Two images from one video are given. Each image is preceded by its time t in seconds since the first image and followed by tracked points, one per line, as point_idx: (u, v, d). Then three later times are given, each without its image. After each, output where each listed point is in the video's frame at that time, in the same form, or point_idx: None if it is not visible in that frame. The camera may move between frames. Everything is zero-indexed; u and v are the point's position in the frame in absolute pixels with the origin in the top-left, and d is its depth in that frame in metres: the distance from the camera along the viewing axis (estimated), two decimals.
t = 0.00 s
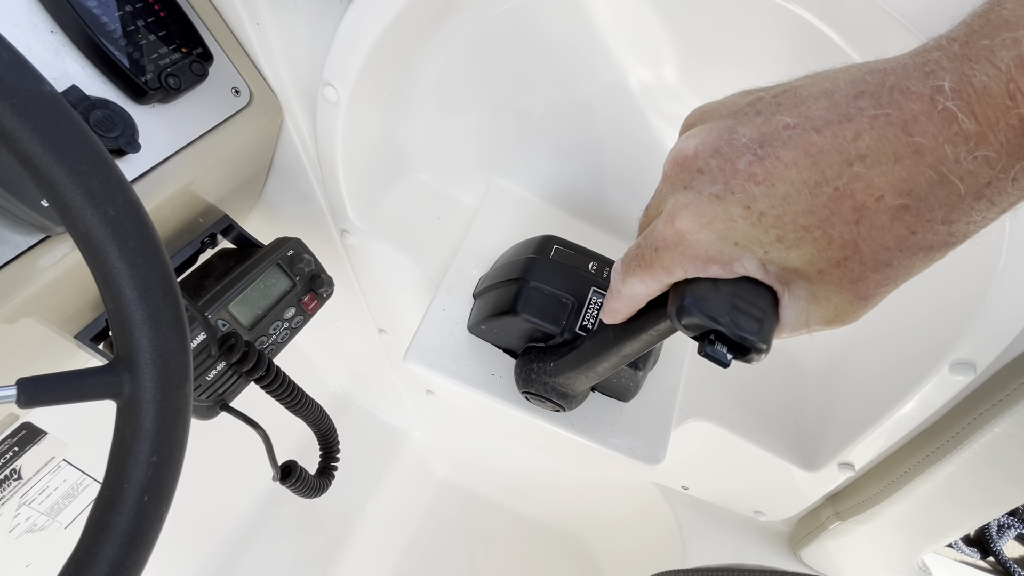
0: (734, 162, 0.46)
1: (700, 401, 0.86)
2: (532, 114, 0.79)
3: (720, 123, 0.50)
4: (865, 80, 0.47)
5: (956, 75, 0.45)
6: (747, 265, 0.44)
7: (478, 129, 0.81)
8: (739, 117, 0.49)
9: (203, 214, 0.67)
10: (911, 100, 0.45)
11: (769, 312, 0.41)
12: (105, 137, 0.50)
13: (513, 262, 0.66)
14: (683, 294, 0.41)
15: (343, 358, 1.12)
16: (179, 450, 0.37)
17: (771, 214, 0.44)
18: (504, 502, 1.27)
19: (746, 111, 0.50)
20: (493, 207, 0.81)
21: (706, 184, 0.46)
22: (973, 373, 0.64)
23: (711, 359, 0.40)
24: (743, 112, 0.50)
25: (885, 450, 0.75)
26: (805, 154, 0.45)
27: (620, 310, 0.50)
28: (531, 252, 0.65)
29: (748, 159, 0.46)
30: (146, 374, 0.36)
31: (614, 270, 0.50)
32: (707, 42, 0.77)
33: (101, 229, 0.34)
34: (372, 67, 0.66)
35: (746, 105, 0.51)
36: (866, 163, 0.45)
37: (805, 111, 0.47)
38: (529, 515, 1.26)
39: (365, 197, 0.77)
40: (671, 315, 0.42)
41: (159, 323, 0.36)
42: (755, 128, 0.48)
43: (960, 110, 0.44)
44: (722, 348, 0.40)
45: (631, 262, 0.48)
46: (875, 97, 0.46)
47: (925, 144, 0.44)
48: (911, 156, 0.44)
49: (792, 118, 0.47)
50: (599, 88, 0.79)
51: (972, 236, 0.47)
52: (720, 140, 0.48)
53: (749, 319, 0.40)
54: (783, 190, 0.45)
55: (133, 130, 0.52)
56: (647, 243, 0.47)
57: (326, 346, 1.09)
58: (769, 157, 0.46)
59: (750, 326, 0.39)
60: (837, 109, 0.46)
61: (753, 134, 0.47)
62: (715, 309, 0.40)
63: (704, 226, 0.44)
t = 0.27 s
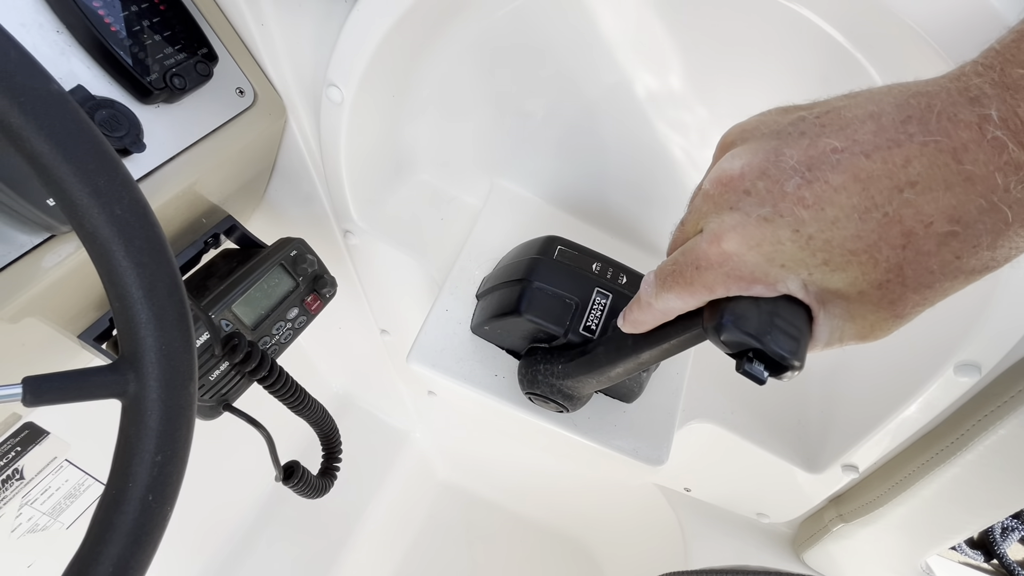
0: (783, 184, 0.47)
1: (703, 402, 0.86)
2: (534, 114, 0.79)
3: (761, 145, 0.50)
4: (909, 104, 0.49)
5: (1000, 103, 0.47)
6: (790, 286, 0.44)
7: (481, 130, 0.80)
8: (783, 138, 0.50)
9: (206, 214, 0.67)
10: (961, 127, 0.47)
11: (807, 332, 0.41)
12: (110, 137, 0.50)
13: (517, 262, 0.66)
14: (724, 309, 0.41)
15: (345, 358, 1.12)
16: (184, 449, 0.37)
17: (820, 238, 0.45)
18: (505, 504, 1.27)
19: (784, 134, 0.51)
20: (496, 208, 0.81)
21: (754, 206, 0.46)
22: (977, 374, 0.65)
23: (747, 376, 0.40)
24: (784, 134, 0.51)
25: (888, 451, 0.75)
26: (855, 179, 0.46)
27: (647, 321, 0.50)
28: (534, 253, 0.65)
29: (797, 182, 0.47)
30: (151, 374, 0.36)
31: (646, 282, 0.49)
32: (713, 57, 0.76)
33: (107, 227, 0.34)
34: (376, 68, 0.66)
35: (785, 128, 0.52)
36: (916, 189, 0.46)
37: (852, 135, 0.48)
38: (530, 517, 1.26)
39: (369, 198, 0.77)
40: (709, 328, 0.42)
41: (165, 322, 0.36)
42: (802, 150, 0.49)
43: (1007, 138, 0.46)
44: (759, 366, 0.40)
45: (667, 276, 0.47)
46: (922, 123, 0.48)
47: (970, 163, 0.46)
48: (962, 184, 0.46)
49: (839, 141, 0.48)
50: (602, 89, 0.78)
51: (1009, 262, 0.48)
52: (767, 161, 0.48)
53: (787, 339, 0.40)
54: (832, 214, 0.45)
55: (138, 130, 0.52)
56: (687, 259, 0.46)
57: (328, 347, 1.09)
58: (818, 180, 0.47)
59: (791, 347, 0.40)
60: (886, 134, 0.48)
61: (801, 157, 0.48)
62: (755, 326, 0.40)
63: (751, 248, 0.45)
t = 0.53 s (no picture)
0: (810, 237, 0.45)
1: (698, 404, 0.86)
2: (532, 119, 0.78)
3: (781, 191, 0.48)
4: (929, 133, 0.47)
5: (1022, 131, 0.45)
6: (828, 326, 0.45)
7: (476, 133, 0.80)
8: (804, 185, 0.47)
9: (202, 217, 0.68)
10: (984, 161, 0.45)
11: (834, 370, 0.44)
12: (105, 141, 0.50)
13: (512, 265, 0.66)
14: (765, 346, 0.44)
15: (342, 360, 1.12)
16: (175, 453, 0.38)
17: (855, 284, 0.44)
18: (503, 505, 1.27)
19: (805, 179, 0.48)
20: (492, 211, 0.81)
21: (785, 260, 0.44)
22: (970, 378, 0.65)
23: (780, 410, 0.43)
24: (806, 179, 0.48)
25: (883, 456, 0.76)
26: (882, 223, 0.45)
27: (669, 349, 0.50)
28: (529, 256, 0.65)
29: (824, 232, 0.45)
30: (143, 378, 0.36)
31: (674, 315, 0.50)
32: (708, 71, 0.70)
33: (98, 232, 0.35)
34: (372, 71, 0.66)
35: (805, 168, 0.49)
36: (947, 228, 0.44)
37: (874, 176, 0.46)
38: (527, 518, 1.26)
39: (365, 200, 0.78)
40: (748, 363, 0.44)
41: (156, 326, 0.36)
42: (825, 197, 0.46)
43: None
44: (792, 403, 0.43)
45: (701, 315, 0.47)
46: (945, 160, 0.45)
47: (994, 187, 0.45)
48: (991, 218, 0.44)
49: (861, 185, 0.46)
50: (598, 92, 0.75)
51: None
52: (791, 215, 0.46)
53: (823, 378, 0.43)
54: (864, 262, 0.44)
55: (132, 133, 0.52)
56: (722, 302, 0.46)
57: (325, 348, 1.09)
58: (845, 229, 0.45)
59: (823, 385, 0.42)
60: (908, 173, 0.46)
61: (825, 206, 0.46)
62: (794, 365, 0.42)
63: (788, 301, 0.44)
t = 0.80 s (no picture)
0: (862, 293, 0.45)
1: (701, 402, 0.86)
2: (535, 117, 0.78)
3: (829, 248, 0.47)
4: (963, 175, 0.47)
5: None
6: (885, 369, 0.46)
7: (480, 131, 0.80)
8: (846, 242, 0.47)
9: (206, 214, 0.68)
10: None
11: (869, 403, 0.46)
12: (111, 137, 0.50)
13: (516, 263, 0.66)
14: (827, 385, 0.45)
15: (345, 358, 1.12)
16: (182, 448, 0.38)
17: (912, 334, 0.44)
18: (505, 504, 1.27)
19: (845, 224, 0.48)
20: (496, 209, 0.81)
21: (840, 319, 0.44)
22: (975, 376, 0.65)
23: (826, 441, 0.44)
24: (850, 231, 0.48)
25: (886, 454, 0.76)
26: (935, 275, 0.45)
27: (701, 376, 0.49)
28: (533, 254, 0.65)
29: (875, 288, 0.45)
30: (150, 373, 0.36)
31: (719, 348, 0.47)
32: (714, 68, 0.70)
33: (105, 227, 0.35)
34: (376, 69, 0.67)
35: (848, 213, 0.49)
36: (1001, 273, 0.44)
37: (914, 227, 0.47)
38: (529, 516, 1.26)
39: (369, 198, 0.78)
40: (806, 395, 0.45)
41: (163, 322, 0.36)
42: (870, 252, 0.47)
43: None
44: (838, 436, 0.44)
45: (757, 358, 0.46)
46: (985, 205, 0.45)
47: (998, 190, 0.46)
48: None
49: (903, 238, 0.46)
50: (602, 90, 0.74)
51: None
52: (840, 275, 0.46)
53: (872, 413, 0.45)
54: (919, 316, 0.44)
55: (138, 130, 0.52)
56: (776, 348, 0.46)
57: (328, 347, 1.09)
58: (896, 284, 0.45)
59: (868, 423, 0.44)
60: (948, 223, 0.46)
61: (871, 261, 0.46)
62: (855, 403, 0.44)
63: (850, 356, 0.45)
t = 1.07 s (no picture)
0: (868, 287, 0.44)
1: (706, 403, 0.85)
2: (541, 115, 0.77)
3: (836, 242, 0.46)
4: (973, 167, 0.46)
5: None
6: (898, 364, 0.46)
7: (485, 130, 0.80)
8: (852, 235, 0.46)
9: (208, 213, 0.67)
10: None
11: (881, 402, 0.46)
12: (113, 133, 0.49)
13: (521, 262, 0.65)
14: (839, 384, 0.44)
15: (347, 358, 1.12)
16: (185, 448, 0.37)
17: (920, 327, 0.44)
18: (507, 504, 1.26)
19: (857, 220, 0.47)
20: (500, 208, 0.81)
21: (847, 312, 0.44)
22: (986, 377, 0.64)
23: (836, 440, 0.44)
24: (857, 225, 0.47)
25: (892, 455, 0.76)
26: (941, 267, 0.43)
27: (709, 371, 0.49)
28: (538, 253, 0.65)
29: (882, 282, 0.44)
30: (154, 371, 0.36)
31: (726, 343, 0.47)
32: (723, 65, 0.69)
33: (109, 223, 0.34)
34: (380, 66, 0.66)
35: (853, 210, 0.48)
36: (1009, 265, 0.43)
37: (922, 220, 0.45)
38: (532, 517, 1.25)
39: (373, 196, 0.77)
40: (817, 395, 0.44)
41: (167, 320, 0.36)
42: (877, 245, 0.45)
43: None
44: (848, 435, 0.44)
45: (763, 351, 0.46)
46: (996, 197, 0.44)
47: (1008, 181, 0.44)
48: None
49: (911, 230, 0.45)
50: (609, 88, 0.74)
51: None
52: (847, 267, 0.45)
53: (885, 415, 0.44)
54: (926, 307, 0.43)
55: (141, 126, 0.51)
56: (784, 343, 0.45)
57: (330, 346, 1.09)
58: (903, 276, 0.44)
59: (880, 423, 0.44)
60: (957, 216, 0.44)
61: (878, 254, 0.45)
62: (867, 404, 0.43)
63: (858, 348, 0.44)
